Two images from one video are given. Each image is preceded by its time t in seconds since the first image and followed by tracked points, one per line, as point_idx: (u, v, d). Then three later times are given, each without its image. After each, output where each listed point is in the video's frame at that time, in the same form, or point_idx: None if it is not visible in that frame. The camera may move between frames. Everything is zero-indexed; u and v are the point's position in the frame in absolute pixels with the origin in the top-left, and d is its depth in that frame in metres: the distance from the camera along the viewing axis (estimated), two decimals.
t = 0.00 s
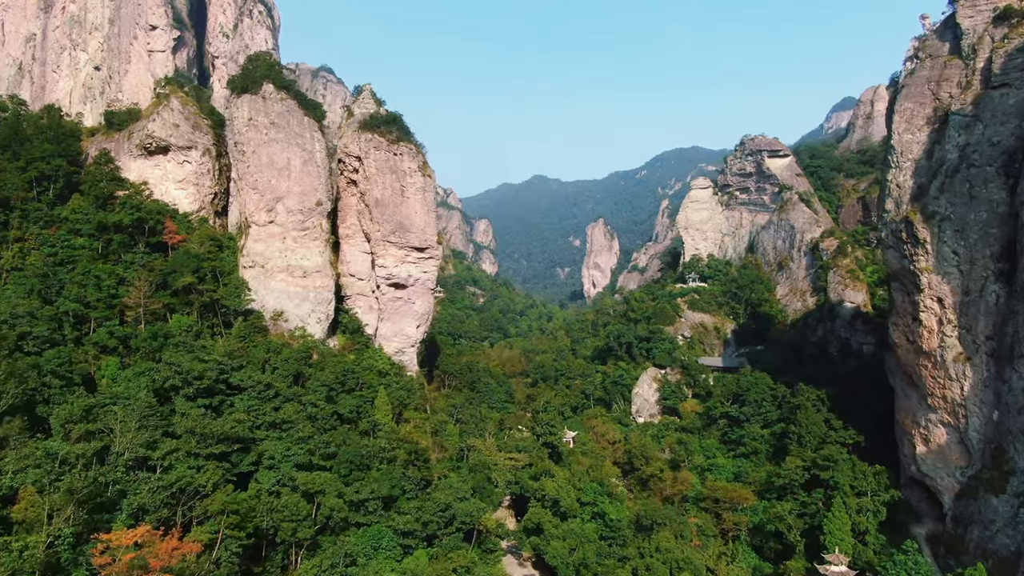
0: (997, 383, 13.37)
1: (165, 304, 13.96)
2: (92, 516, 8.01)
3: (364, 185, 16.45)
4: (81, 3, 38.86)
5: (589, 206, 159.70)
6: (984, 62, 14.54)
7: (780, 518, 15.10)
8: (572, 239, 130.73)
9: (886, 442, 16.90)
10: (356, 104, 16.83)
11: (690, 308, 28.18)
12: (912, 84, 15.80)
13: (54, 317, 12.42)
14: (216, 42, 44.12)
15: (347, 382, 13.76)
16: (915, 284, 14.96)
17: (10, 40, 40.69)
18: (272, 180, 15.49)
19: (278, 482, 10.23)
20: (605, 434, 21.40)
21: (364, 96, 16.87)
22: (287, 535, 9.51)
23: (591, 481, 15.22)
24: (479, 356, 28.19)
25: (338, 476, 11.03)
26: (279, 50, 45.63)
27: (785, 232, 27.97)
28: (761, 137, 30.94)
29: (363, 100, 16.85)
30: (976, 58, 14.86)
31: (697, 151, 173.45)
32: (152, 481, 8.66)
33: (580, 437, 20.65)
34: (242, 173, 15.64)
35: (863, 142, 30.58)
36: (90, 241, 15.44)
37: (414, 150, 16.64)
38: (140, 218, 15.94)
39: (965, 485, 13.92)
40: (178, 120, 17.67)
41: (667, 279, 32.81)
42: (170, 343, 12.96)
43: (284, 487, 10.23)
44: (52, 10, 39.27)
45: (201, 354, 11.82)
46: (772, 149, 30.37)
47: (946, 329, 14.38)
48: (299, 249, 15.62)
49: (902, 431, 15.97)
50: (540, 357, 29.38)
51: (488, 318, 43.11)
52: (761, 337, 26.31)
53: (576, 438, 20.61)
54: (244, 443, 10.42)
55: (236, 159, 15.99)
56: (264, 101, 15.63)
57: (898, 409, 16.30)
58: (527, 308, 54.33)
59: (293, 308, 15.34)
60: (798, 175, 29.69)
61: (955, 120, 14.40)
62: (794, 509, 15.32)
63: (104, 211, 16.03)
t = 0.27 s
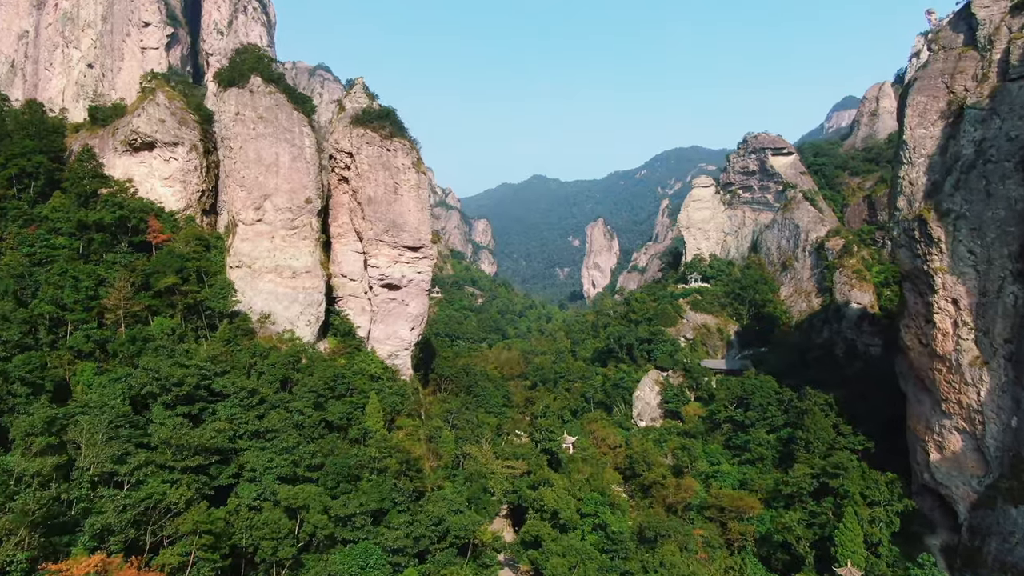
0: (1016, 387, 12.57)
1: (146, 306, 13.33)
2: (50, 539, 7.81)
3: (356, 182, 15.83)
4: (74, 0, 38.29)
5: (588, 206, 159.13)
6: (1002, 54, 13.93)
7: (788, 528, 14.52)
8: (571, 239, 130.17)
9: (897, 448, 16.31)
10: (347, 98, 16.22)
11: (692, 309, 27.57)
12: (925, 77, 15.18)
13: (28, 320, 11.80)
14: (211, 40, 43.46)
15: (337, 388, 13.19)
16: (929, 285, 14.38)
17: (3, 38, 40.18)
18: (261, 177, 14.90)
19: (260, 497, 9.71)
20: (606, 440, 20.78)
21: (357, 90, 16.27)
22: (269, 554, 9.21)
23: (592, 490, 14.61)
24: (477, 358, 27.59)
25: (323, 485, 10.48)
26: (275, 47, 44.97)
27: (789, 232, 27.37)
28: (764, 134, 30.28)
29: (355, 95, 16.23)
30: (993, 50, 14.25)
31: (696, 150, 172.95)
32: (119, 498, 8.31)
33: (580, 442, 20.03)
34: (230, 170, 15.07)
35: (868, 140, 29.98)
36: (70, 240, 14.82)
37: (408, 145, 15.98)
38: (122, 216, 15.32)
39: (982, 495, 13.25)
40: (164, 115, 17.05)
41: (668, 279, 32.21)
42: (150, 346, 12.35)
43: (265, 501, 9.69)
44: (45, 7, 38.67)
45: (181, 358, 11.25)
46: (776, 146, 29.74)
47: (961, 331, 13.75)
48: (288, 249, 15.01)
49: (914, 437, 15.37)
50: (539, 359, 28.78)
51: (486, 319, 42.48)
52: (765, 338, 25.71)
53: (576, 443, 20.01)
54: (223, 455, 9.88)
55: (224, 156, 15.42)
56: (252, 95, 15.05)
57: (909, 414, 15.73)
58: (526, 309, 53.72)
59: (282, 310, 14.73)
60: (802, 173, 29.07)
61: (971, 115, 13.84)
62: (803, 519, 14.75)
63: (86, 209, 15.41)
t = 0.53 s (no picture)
0: None
1: (124, 308, 12.71)
2: None
3: (347, 178, 15.22)
4: None
5: (587, 206, 158.56)
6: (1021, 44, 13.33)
7: (796, 539, 13.93)
8: (570, 239, 129.59)
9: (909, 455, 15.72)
10: (338, 92, 15.60)
11: (694, 311, 26.97)
12: (939, 69, 14.57)
13: None
14: (205, 36, 42.80)
15: (326, 394, 12.60)
16: (944, 286, 13.81)
17: None
18: (247, 174, 14.29)
19: (238, 513, 9.35)
20: (607, 445, 20.19)
21: (348, 83, 15.65)
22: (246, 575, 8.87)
23: (592, 500, 14.02)
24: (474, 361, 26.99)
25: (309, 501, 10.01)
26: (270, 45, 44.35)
27: (793, 231, 26.79)
28: (768, 131, 29.63)
29: (346, 88, 15.61)
30: (1012, 40, 13.64)
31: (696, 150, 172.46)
32: (79, 519, 7.82)
33: (579, 448, 19.43)
34: (215, 166, 14.46)
35: (873, 137, 29.39)
36: (48, 239, 14.19)
37: (401, 140, 15.36)
38: (103, 214, 14.70)
39: (1000, 506, 12.58)
40: (148, 109, 16.42)
41: (669, 279, 31.62)
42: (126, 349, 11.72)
43: (243, 519, 9.34)
44: (38, 4, 38.00)
45: (158, 363, 10.66)
46: (779, 144, 29.13)
47: (978, 334, 13.13)
48: (276, 248, 14.39)
49: (928, 444, 14.75)
50: (537, 361, 28.19)
51: (484, 319, 41.85)
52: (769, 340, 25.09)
53: (576, 449, 19.41)
54: (198, 469, 9.47)
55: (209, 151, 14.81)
56: (238, 88, 14.44)
57: (922, 420, 15.15)
58: (525, 309, 53.10)
59: (269, 312, 14.11)
60: (806, 171, 28.45)
61: (989, 108, 13.27)
62: (812, 529, 14.15)
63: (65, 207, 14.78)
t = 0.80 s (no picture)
0: None
1: (102, 311, 12.17)
2: None
3: (337, 175, 14.60)
4: None
5: (587, 206, 157.91)
6: None
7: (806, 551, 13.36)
8: (569, 239, 128.95)
9: (921, 462, 15.07)
10: (328, 84, 14.98)
11: (696, 312, 26.36)
12: (954, 61, 13.97)
13: None
14: (198, 33, 42.13)
15: (314, 401, 12.00)
16: (960, 286, 13.20)
17: None
18: (232, 170, 13.67)
19: (212, 532, 8.83)
20: (607, 450, 19.61)
21: (338, 75, 15.03)
22: None
23: (593, 511, 13.43)
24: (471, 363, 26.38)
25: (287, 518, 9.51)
26: (265, 41, 43.73)
27: (797, 230, 26.19)
28: (771, 128, 29.05)
29: (336, 80, 15.00)
30: None
31: (695, 150, 171.92)
32: (32, 545, 7.16)
33: (579, 454, 18.83)
34: (199, 161, 13.86)
35: (879, 135, 28.80)
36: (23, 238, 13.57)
37: (393, 135, 14.74)
38: (82, 212, 14.10)
39: (1020, 518, 11.90)
40: (131, 103, 15.80)
41: (670, 279, 31.01)
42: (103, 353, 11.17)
43: (218, 538, 8.81)
44: None
45: (133, 367, 10.05)
46: (783, 141, 28.52)
47: (998, 338, 12.45)
48: (262, 248, 13.76)
49: (943, 451, 14.11)
50: (536, 363, 27.58)
51: (482, 320, 41.22)
52: (774, 343, 24.46)
53: (576, 455, 18.78)
54: (171, 482, 8.89)
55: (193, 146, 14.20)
56: (223, 80, 13.82)
57: (936, 426, 14.57)
58: (523, 310, 52.48)
59: (256, 314, 13.49)
60: (811, 169, 27.87)
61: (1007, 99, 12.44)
62: (821, 541, 13.60)
63: (42, 204, 14.18)
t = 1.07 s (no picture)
0: None
1: (77, 313, 11.56)
2: None
3: (328, 171, 13.99)
4: None
5: (587, 206, 157.31)
6: None
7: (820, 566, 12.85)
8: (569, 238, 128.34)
9: (936, 470, 14.40)
10: (318, 77, 14.37)
11: (700, 313, 25.72)
12: (972, 52, 13.35)
13: None
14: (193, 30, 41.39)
15: (301, 409, 11.40)
16: (979, 288, 12.60)
17: None
18: (216, 165, 13.05)
19: (184, 553, 8.19)
20: (609, 456, 19.01)
21: (329, 67, 14.42)
22: None
23: (595, 523, 12.81)
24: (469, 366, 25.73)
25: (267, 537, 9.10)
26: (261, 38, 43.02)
27: (803, 229, 25.59)
28: (776, 125, 28.48)
29: (327, 73, 14.39)
30: None
31: (695, 150, 171.38)
32: None
33: (580, 460, 18.22)
34: (183, 157, 13.23)
35: (886, 132, 28.18)
36: None
37: (385, 129, 14.12)
38: (60, 210, 13.49)
39: None
40: (114, 97, 15.18)
41: (672, 280, 30.38)
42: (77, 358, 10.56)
43: (189, 561, 8.16)
44: None
45: (104, 374, 9.39)
46: (788, 139, 28.00)
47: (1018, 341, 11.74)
48: (249, 247, 13.14)
49: (961, 460, 13.40)
50: (535, 365, 26.95)
51: (481, 321, 40.58)
52: (779, 345, 23.85)
53: (577, 461, 18.17)
54: (138, 501, 8.30)
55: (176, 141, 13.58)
56: (208, 71, 13.19)
57: (952, 433, 13.98)
58: (523, 311, 51.83)
59: (241, 316, 12.87)
60: (817, 167, 27.40)
61: None
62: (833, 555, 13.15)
63: (19, 201, 13.54)
